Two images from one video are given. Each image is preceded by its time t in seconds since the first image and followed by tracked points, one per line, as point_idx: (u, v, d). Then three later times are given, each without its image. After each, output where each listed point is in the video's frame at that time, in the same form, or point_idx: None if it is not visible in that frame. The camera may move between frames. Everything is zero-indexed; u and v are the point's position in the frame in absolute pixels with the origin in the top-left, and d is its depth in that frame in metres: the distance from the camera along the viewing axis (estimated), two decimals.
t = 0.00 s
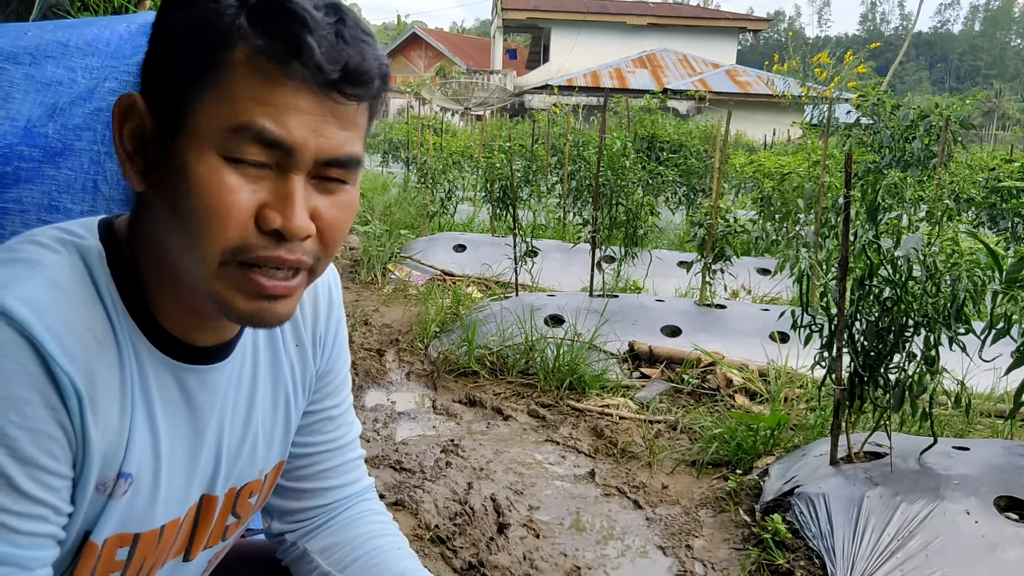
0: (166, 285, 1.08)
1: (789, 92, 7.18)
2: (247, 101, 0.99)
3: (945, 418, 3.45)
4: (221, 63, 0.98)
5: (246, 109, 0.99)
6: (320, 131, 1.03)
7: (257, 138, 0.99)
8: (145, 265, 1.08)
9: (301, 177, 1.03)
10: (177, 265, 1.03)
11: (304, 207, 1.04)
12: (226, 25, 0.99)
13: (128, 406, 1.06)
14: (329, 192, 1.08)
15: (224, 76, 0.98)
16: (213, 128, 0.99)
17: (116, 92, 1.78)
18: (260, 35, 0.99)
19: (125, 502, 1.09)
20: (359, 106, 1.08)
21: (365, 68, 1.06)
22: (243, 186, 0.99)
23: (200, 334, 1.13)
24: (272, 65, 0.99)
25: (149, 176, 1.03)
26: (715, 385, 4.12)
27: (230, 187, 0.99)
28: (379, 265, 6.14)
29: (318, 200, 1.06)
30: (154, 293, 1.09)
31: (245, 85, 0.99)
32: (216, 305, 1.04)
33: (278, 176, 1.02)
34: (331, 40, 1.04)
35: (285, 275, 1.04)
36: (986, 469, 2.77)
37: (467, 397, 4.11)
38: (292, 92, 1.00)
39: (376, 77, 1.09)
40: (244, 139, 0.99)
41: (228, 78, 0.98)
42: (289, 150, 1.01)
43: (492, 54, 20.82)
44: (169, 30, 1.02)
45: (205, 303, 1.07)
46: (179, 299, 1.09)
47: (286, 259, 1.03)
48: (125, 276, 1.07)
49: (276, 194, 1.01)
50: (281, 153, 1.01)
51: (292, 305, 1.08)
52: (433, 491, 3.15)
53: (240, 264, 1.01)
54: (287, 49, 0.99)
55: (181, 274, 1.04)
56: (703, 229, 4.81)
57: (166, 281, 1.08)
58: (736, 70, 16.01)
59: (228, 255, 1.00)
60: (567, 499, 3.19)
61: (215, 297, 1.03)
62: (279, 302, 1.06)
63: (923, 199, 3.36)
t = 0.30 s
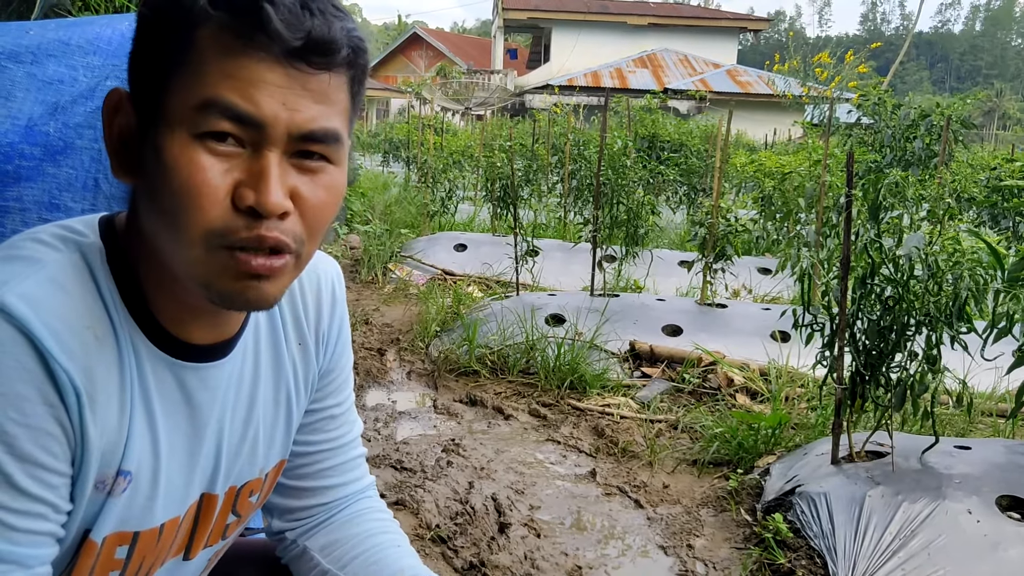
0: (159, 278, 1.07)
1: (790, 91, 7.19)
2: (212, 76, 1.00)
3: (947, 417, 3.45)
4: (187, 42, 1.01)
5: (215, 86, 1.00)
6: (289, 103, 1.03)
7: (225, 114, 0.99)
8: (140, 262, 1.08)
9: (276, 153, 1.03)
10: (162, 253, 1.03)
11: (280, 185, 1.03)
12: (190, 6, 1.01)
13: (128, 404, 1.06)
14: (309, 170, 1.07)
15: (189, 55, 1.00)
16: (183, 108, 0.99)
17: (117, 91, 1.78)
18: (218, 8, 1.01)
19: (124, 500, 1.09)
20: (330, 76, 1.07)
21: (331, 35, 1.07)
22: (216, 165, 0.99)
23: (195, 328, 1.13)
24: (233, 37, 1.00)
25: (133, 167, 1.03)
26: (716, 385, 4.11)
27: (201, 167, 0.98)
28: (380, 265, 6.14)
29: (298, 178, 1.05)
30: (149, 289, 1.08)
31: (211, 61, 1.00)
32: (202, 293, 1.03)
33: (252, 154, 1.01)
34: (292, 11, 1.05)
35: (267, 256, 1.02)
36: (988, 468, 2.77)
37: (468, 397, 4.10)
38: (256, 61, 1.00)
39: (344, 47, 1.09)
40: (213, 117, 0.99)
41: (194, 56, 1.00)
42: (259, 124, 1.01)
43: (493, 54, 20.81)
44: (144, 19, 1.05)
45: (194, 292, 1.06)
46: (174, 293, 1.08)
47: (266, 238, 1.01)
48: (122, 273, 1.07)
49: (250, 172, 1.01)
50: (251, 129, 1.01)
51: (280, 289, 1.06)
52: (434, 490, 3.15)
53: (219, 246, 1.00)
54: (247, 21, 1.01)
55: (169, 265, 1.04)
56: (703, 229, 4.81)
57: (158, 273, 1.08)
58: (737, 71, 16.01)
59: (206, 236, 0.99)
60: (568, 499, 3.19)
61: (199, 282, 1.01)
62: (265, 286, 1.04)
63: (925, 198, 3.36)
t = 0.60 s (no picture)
0: (159, 278, 1.07)
1: (791, 91, 7.19)
2: (208, 74, 1.00)
3: (948, 417, 3.45)
4: (183, 41, 1.00)
5: (211, 84, 1.00)
6: (285, 100, 1.03)
7: (221, 111, 0.99)
8: (140, 261, 1.08)
9: (273, 150, 1.03)
10: (160, 253, 1.03)
11: (277, 181, 1.03)
12: (184, 4, 1.01)
13: (129, 404, 1.06)
14: (307, 168, 1.07)
15: (186, 54, 1.00)
16: (180, 107, 0.99)
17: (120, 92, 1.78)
18: (213, 6, 1.01)
19: (127, 499, 1.09)
20: (326, 72, 1.07)
21: (327, 31, 1.06)
22: (214, 162, 0.99)
23: (195, 327, 1.12)
24: (228, 35, 1.00)
25: (132, 167, 1.03)
26: (717, 385, 4.11)
27: (198, 165, 0.98)
28: (382, 264, 6.14)
29: (295, 175, 1.05)
30: (149, 289, 1.08)
31: (206, 59, 1.00)
32: (201, 291, 1.03)
33: (249, 152, 1.01)
34: (287, 8, 1.05)
35: (265, 253, 1.02)
36: (990, 468, 2.77)
37: (469, 397, 4.11)
38: (252, 58, 1.00)
39: (340, 43, 1.09)
40: (210, 115, 0.99)
41: (189, 54, 1.00)
42: (255, 121, 1.01)
43: (494, 53, 20.80)
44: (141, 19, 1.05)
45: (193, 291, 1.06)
46: (174, 293, 1.08)
47: (264, 235, 1.01)
48: (123, 273, 1.07)
49: (247, 169, 1.01)
50: (247, 125, 1.00)
51: (278, 286, 1.06)
52: (436, 490, 3.15)
53: (217, 243, 0.99)
54: (243, 19, 1.01)
55: (168, 264, 1.04)
56: (705, 229, 4.80)
57: (158, 273, 1.07)
58: (738, 69, 16.00)
59: (204, 233, 0.99)
60: (569, 499, 3.19)
61: (197, 280, 1.01)
62: (264, 283, 1.04)
63: (926, 199, 3.36)
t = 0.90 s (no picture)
0: (169, 279, 1.08)
1: (798, 83, 7.16)
2: (229, 85, 0.99)
3: (961, 410, 3.44)
4: (200, 49, 0.99)
5: (230, 96, 0.99)
6: (304, 113, 1.03)
7: (242, 126, 0.99)
8: (149, 262, 1.08)
9: (292, 162, 1.03)
10: (171, 255, 1.03)
11: (296, 191, 1.03)
12: (202, 11, 1.00)
13: (141, 405, 1.06)
14: (322, 175, 1.07)
15: (204, 63, 0.99)
16: (197, 117, 0.99)
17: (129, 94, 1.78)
18: (236, 16, 1.00)
19: (139, 498, 1.09)
20: (345, 84, 1.07)
21: (345, 42, 1.07)
22: (234, 174, 0.99)
23: (206, 327, 1.13)
24: (248, 45, 0.99)
25: (143, 170, 1.03)
26: (728, 379, 4.11)
27: (217, 176, 0.98)
28: (390, 263, 6.14)
29: (312, 185, 1.06)
30: (160, 290, 1.09)
31: (227, 70, 0.99)
32: (217, 296, 1.04)
33: (267, 163, 1.02)
34: (308, 19, 1.05)
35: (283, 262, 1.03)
36: (1002, 459, 2.76)
37: (480, 394, 4.11)
38: (274, 70, 1.00)
39: (359, 54, 1.09)
40: (230, 128, 0.99)
41: (209, 63, 0.99)
42: (275, 134, 1.01)
43: (498, 50, 20.79)
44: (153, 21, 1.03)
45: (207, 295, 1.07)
46: (185, 294, 1.09)
47: (282, 245, 1.02)
48: (132, 274, 1.07)
49: (265, 181, 1.01)
50: (266, 138, 1.01)
51: (293, 292, 1.07)
52: (447, 488, 3.16)
53: (235, 253, 1.00)
54: (265, 30, 1.00)
55: (181, 267, 1.04)
56: (713, 223, 4.78)
57: (168, 274, 1.08)
58: (744, 63, 15.93)
59: (223, 243, 0.99)
60: (581, 495, 3.19)
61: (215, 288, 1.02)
62: (280, 290, 1.05)
63: (937, 190, 3.34)
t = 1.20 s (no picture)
0: (176, 276, 1.08)
1: (805, 71, 7.11)
2: (248, 103, 0.98)
3: (969, 398, 3.43)
4: (216, 63, 0.97)
5: (251, 116, 0.98)
6: (323, 127, 1.02)
7: (262, 146, 0.98)
8: (154, 257, 1.08)
9: (310, 174, 1.03)
10: (179, 250, 1.03)
11: (314, 202, 1.04)
12: (214, 19, 0.98)
13: (148, 399, 1.07)
14: (336, 181, 1.08)
15: (221, 80, 0.97)
16: (213, 130, 0.97)
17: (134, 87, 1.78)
18: (255, 32, 0.98)
19: (149, 489, 1.10)
20: (361, 97, 1.07)
21: (364, 55, 1.05)
22: (252, 190, 0.99)
23: (214, 322, 1.13)
24: (266, 61, 0.98)
25: (150, 172, 1.02)
26: (734, 369, 4.11)
27: (235, 192, 0.98)
28: (396, 254, 6.14)
29: (327, 193, 1.06)
30: (165, 286, 1.09)
31: (246, 87, 0.98)
32: (232, 300, 1.06)
33: (284, 177, 1.01)
34: (327, 34, 1.03)
35: (298, 267, 1.05)
36: (1011, 448, 2.75)
37: (486, 385, 4.12)
38: (294, 89, 0.99)
39: (376, 65, 1.08)
40: (249, 146, 0.98)
41: (226, 78, 0.97)
42: (295, 152, 1.00)
43: (503, 39, 20.70)
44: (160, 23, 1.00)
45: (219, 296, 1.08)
46: (193, 291, 1.09)
47: (298, 253, 1.04)
48: (137, 269, 1.07)
49: (283, 195, 1.01)
50: (284, 154, 1.00)
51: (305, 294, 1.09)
52: (455, 478, 3.16)
53: (252, 261, 1.02)
54: (285, 48, 0.98)
55: (191, 268, 1.04)
56: (720, 212, 4.76)
57: (174, 270, 1.08)
58: (751, 51, 15.83)
59: (241, 255, 1.01)
60: (588, 485, 3.20)
61: (231, 293, 1.04)
62: (296, 294, 1.08)
63: (944, 177, 3.32)
